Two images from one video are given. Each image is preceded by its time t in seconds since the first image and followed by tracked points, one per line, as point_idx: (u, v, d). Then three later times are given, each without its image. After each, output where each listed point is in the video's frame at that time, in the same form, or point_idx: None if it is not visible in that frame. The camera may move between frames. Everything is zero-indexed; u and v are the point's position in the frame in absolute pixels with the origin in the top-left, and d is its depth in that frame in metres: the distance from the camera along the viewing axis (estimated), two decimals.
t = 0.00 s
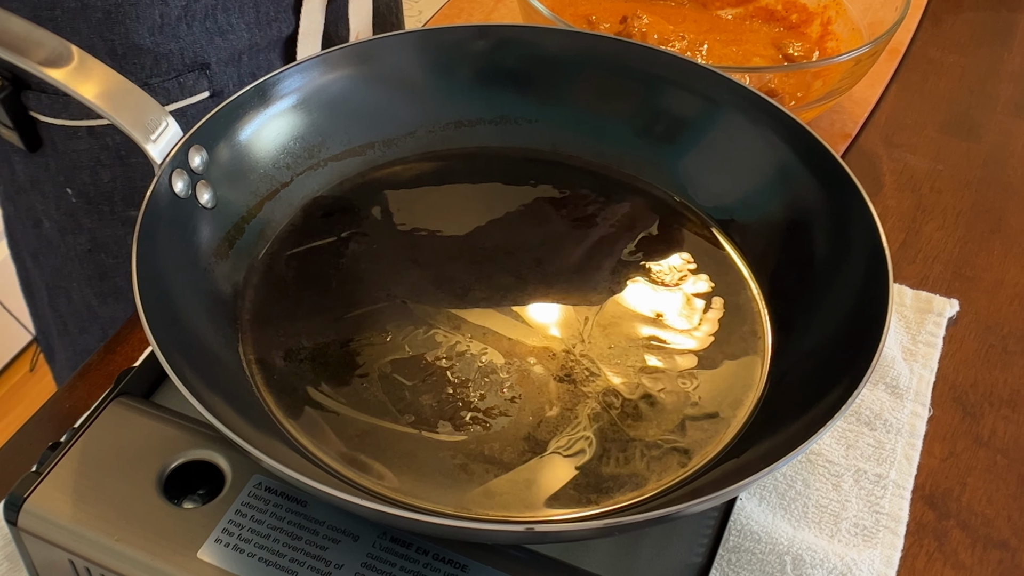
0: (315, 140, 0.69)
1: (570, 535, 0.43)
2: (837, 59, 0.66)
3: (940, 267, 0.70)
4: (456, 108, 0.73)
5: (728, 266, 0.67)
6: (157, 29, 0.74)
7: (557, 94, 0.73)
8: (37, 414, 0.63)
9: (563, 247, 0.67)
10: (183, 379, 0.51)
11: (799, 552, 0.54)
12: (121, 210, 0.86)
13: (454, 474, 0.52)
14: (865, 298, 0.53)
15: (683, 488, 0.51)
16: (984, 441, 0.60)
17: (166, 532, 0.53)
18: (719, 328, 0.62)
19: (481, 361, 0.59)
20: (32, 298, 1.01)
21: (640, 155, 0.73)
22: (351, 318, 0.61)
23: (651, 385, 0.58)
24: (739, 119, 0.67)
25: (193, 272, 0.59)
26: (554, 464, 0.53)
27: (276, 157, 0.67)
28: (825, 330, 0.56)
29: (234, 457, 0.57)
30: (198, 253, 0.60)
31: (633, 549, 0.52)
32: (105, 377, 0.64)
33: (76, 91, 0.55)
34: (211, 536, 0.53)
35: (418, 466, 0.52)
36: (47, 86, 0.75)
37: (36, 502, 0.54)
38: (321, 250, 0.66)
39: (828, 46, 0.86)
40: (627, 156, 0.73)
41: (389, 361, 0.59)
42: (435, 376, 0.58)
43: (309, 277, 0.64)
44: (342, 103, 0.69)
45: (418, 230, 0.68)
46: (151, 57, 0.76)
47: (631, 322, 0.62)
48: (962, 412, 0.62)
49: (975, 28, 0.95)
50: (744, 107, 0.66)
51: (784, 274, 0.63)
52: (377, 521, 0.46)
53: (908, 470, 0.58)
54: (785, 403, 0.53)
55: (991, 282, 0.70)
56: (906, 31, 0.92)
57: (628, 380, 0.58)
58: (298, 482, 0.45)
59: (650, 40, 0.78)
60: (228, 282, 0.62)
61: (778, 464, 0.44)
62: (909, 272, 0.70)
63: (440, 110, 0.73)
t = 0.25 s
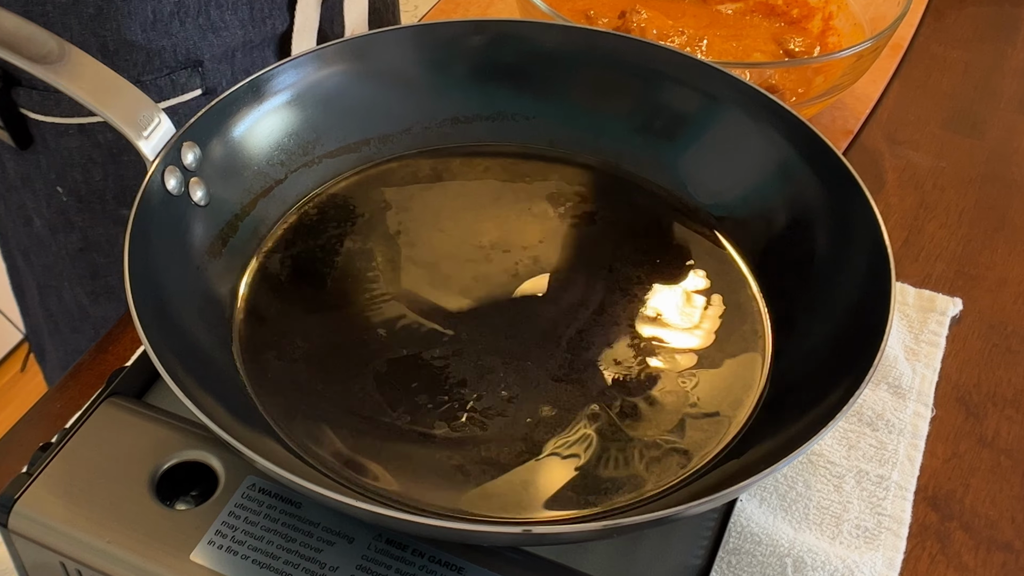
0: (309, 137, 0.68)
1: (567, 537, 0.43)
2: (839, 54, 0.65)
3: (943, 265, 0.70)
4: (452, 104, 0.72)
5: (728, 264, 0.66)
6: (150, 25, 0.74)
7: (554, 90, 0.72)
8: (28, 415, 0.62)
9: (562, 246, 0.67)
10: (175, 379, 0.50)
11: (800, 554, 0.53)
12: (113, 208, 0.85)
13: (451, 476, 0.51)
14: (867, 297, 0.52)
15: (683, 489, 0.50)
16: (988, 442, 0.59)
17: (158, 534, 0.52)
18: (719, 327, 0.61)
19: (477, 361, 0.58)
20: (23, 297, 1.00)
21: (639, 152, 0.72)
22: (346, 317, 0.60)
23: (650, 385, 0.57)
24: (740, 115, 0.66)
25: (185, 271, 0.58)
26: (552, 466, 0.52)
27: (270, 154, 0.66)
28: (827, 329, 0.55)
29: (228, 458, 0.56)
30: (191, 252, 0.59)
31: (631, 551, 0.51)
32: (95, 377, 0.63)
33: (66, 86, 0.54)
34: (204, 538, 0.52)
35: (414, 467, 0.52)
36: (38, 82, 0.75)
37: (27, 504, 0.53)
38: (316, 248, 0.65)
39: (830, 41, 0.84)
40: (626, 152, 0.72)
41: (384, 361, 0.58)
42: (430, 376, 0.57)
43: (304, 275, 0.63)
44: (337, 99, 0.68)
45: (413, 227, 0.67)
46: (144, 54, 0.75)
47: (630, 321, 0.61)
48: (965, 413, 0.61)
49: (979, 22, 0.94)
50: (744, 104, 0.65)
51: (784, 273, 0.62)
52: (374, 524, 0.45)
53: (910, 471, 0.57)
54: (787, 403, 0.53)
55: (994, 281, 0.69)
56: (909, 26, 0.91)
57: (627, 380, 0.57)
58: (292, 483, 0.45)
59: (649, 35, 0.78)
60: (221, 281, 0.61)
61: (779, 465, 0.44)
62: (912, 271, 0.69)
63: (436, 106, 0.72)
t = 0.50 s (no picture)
0: (303, 133, 0.67)
1: (565, 538, 0.42)
2: (840, 50, 0.64)
3: (946, 263, 0.69)
4: (448, 101, 0.72)
5: (727, 262, 0.65)
6: (139, 22, 0.73)
7: (552, 86, 0.71)
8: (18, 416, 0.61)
9: (560, 244, 0.66)
10: (168, 377, 0.49)
11: (801, 556, 0.52)
12: (103, 208, 0.86)
13: (447, 476, 0.51)
14: (870, 296, 0.52)
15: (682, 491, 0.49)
16: (991, 443, 0.58)
17: (151, 535, 0.51)
18: (719, 326, 0.60)
19: (474, 360, 0.57)
20: (12, 297, 0.99)
21: (638, 149, 0.71)
22: (341, 315, 0.60)
23: (649, 385, 0.56)
24: (739, 111, 0.65)
25: (178, 269, 0.57)
26: (549, 467, 0.51)
27: (264, 150, 0.65)
28: (828, 327, 0.54)
29: (221, 459, 0.56)
30: (184, 250, 0.59)
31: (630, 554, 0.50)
32: (87, 376, 0.62)
33: (58, 81, 0.53)
34: (196, 540, 0.51)
35: (411, 468, 0.51)
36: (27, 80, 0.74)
37: (17, 506, 0.52)
38: (310, 246, 0.64)
39: (831, 36, 0.83)
40: (624, 149, 0.71)
41: (379, 360, 0.57)
42: (427, 376, 0.56)
43: (298, 273, 0.62)
44: (331, 95, 0.68)
45: (408, 225, 0.66)
46: (134, 52, 0.75)
47: (629, 320, 0.60)
48: (968, 413, 0.60)
49: (982, 18, 0.93)
50: (744, 99, 0.64)
51: (784, 271, 0.62)
52: (369, 525, 0.45)
53: (913, 472, 0.56)
54: (789, 403, 0.52)
55: (998, 279, 0.68)
56: (910, 21, 0.90)
57: (626, 380, 0.56)
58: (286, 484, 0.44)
59: (649, 30, 0.78)
60: (215, 279, 0.60)
61: (780, 466, 0.43)
62: (915, 269, 0.68)
63: (431, 102, 0.71)
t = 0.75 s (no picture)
0: (298, 130, 0.66)
1: (563, 540, 0.41)
2: (841, 46, 0.63)
3: (949, 263, 0.67)
4: (443, 97, 0.71)
5: (727, 260, 0.64)
6: (123, 21, 0.72)
7: (548, 83, 0.70)
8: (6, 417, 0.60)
9: (557, 243, 0.65)
10: (160, 376, 0.48)
11: (802, 558, 0.51)
12: (86, 209, 0.85)
13: (442, 478, 0.50)
14: (873, 295, 0.51)
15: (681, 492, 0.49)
16: (994, 443, 0.57)
17: (143, 537, 0.51)
18: (720, 325, 0.60)
19: (471, 360, 0.56)
20: None
21: (636, 145, 0.70)
22: (335, 314, 0.59)
23: (648, 385, 0.55)
24: (739, 107, 0.64)
25: (171, 267, 0.57)
26: (547, 467, 0.50)
27: (258, 147, 0.64)
28: (829, 327, 0.54)
29: (214, 460, 0.55)
30: (177, 248, 0.58)
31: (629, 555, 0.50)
32: (78, 376, 0.62)
33: (50, 77, 0.53)
34: (190, 541, 0.51)
35: (406, 469, 0.50)
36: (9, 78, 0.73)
37: (6, 507, 0.51)
38: (305, 243, 0.63)
39: (832, 31, 0.82)
40: (624, 145, 0.70)
41: (375, 359, 0.56)
42: (422, 376, 0.55)
43: (292, 271, 0.62)
44: (327, 91, 0.67)
45: (403, 222, 0.66)
46: (118, 49, 0.74)
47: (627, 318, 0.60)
48: (972, 413, 0.59)
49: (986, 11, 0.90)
50: (742, 95, 0.64)
51: (784, 270, 0.61)
52: (364, 527, 0.44)
53: (915, 473, 0.55)
54: (790, 403, 0.51)
55: (1003, 278, 0.66)
56: (913, 16, 0.87)
57: (625, 380, 0.56)
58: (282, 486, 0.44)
59: (647, 25, 0.77)
60: (208, 277, 0.60)
61: (780, 466, 0.42)
62: (918, 267, 0.66)
63: (427, 98, 0.71)
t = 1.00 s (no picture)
0: (293, 126, 0.66)
1: (562, 541, 0.41)
2: (842, 41, 0.62)
3: (951, 260, 0.66)
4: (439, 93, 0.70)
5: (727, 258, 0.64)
6: (116, 19, 0.71)
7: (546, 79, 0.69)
8: None
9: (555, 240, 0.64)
10: (153, 375, 0.48)
11: (803, 560, 0.50)
12: (77, 209, 0.84)
13: (436, 481, 0.49)
14: (875, 296, 0.51)
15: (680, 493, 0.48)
16: (998, 444, 0.56)
17: (136, 538, 0.50)
18: (720, 324, 0.59)
19: (467, 359, 0.56)
20: None
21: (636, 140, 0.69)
22: (330, 313, 0.58)
23: (647, 385, 0.55)
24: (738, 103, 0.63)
25: (163, 265, 0.56)
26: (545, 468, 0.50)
27: (252, 144, 0.64)
28: (830, 325, 0.53)
29: (208, 461, 0.54)
30: (170, 246, 0.57)
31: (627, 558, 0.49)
32: (70, 375, 0.61)
33: (40, 72, 0.52)
34: (182, 543, 0.50)
35: (402, 471, 0.50)
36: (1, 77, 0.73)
37: None
38: (298, 239, 0.62)
39: (834, 26, 0.81)
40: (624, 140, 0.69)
41: (370, 359, 0.56)
42: (418, 376, 0.55)
43: (286, 269, 0.61)
44: (322, 87, 0.66)
45: (398, 220, 0.64)
46: (110, 47, 0.73)
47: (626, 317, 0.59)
48: (974, 413, 0.58)
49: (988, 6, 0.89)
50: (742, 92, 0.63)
51: (784, 268, 0.60)
52: (360, 528, 0.43)
53: (917, 474, 0.54)
54: (791, 403, 0.51)
55: (1006, 276, 0.65)
56: (915, 11, 0.86)
57: (625, 381, 0.55)
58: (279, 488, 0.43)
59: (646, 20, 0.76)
60: (202, 275, 0.59)
61: (781, 467, 0.42)
62: (919, 265, 0.66)
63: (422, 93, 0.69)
